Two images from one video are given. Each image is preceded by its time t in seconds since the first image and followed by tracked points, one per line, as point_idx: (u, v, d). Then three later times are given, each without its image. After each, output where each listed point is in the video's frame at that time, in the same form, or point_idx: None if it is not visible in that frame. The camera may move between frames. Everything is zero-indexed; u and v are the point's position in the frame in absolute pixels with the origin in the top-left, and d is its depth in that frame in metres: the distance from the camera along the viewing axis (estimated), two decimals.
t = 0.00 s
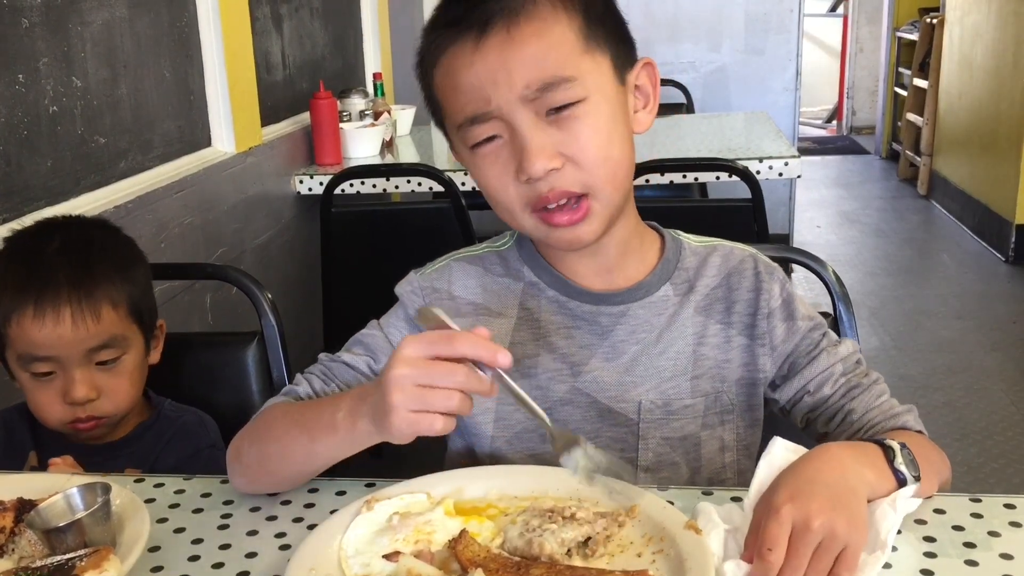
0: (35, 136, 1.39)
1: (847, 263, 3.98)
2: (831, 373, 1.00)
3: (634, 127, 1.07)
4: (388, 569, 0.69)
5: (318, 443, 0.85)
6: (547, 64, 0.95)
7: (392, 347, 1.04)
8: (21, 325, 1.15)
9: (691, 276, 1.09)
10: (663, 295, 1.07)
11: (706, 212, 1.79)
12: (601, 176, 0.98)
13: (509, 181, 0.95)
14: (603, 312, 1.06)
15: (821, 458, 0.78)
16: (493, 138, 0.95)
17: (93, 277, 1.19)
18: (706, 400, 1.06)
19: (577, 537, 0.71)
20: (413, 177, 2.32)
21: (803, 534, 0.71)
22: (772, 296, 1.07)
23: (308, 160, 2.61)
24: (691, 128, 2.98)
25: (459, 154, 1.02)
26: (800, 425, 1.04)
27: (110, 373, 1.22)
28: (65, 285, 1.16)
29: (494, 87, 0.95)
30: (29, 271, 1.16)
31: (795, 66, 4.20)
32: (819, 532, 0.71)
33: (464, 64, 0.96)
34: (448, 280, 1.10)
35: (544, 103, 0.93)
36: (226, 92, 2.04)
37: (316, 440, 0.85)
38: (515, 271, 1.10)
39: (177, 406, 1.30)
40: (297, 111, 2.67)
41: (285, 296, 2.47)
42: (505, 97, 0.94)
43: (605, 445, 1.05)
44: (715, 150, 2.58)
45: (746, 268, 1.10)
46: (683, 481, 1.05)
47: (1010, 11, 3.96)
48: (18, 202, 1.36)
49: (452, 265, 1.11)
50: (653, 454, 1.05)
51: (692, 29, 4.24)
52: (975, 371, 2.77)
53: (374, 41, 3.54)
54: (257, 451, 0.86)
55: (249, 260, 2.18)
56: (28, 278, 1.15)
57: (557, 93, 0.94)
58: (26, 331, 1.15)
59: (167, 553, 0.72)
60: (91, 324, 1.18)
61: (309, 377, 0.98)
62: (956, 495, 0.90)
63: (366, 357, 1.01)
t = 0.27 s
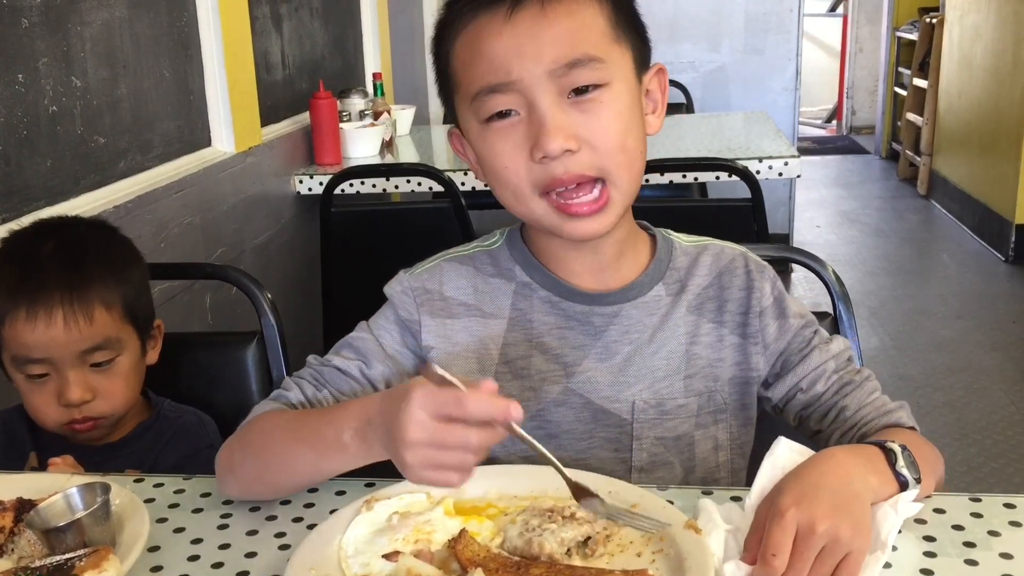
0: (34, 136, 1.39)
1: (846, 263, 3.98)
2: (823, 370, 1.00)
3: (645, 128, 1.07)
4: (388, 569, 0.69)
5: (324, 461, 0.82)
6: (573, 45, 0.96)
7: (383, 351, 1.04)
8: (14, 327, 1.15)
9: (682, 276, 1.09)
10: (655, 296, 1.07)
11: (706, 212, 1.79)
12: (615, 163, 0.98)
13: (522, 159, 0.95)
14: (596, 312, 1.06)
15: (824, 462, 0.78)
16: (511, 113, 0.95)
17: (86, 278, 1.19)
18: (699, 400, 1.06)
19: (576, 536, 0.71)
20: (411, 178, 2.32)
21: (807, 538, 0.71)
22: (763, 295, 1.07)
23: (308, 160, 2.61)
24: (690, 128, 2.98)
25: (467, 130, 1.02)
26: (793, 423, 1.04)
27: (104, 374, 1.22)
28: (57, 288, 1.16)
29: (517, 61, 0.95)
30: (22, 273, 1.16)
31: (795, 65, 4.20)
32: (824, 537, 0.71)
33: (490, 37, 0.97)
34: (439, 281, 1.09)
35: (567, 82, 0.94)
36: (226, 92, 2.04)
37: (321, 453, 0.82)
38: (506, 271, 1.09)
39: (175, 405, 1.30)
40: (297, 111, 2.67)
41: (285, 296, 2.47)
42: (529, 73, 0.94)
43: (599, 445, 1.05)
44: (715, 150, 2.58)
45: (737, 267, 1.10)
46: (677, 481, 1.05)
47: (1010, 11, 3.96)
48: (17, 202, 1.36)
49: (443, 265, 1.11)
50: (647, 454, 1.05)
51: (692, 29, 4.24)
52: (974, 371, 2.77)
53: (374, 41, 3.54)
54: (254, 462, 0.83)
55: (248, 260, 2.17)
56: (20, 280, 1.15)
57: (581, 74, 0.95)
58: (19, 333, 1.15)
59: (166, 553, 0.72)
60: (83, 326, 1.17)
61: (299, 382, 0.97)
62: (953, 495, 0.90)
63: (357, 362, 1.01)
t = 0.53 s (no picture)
0: (34, 136, 1.39)
1: (846, 263, 3.98)
2: (826, 371, 1.01)
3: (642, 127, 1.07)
4: (387, 569, 0.69)
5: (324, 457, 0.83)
6: (565, 53, 0.96)
7: (383, 350, 1.04)
8: (12, 329, 1.15)
9: (684, 277, 1.09)
10: (657, 297, 1.07)
11: (706, 212, 1.79)
12: (612, 168, 0.98)
13: (519, 169, 0.95)
14: (599, 313, 1.06)
15: (825, 456, 0.78)
16: (506, 123, 0.95)
17: (84, 280, 1.19)
18: (700, 401, 1.06)
19: (577, 536, 0.72)
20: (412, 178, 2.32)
21: (813, 526, 0.71)
22: (765, 296, 1.07)
23: (308, 160, 2.62)
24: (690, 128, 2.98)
25: (466, 140, 1.01)
26: (794, 424, 1.04)
27: (103, 375, 1.22)
28: (56, 290, 1.16)
29: (511, 72, 0.95)
30: (21, 275, 1.16)
31: (795, 65, 4.20)
32: (829, 525, 0.71)
33: (482, 48, 0.96)
34: (441, 280, 1.09)
35: (561, 91, 0.94)
36: (226, 93, 2.04)
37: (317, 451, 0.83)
38: (508, 271, 1.09)
39: (175, 405, 1.30)
40: (297, 111, 2.67)
41: (285, 296, 2.48)
42: (522, 83, 0.94)
43: (600, 445, 1.05)
44: (715, 150, 2.58)
45: (738, 268, 1.10)
46: (677, 482, 1.05)
47: (1010, 11, 3.95)
48: (17, 202, 1.36)
49: (444, 264, 1.11)
50: (648, 455, 1.05)
51: (692, 28, 4.24)
52: (974, 371, 2.77)
53: (374, 41, 3.54)
54: (251, 463, 0.83)
55: (248, 260, 2.18)
56: (18, 282, 1.15)
57: (574, 82, 0.95)
58: (17, 335, 1.15)
59: (167, 553, 0.72)
60: (82, 328, 1.17)
61: (298, 381, 0.97)
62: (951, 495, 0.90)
63: (356, 361, 1.01)
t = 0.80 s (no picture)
0: (34, 135, 1.39)
1: (846, 263, 3.98)
2: (820, 370, 1.00)
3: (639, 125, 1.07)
4: (387, 569, 0.69)
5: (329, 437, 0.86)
6: (558, 58, 0.96)
7: (386, 348, 1.05)
8: (13, 326, 1.15)
9: (685, 276, 1.09)
10: (658, 294, 1.07)
11: (706, 211, 1.79)
12: (609, 170, 0.98)
13: (518, 177, 0.95)
14: (600, 309, 1.06)
15: (823, 451, 0.79)
16: (502, 131, 0.95)
17: (86, 279, 1.19)
18: (701, 398, 1.06)
19: (576, 536, 0.72)
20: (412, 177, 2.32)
21: (825, 535, 0.71)
22: (764, 294, 1.07)
23: (308, 160, 2.62)
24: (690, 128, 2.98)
25: (464, 147, 1.02)
26: (787, 423, 1.04)
27: (103, 374, 1.22)
28: (58, 288, 1.16)
29: (504, 80, 0.94)
30: (23, 272, 1.16)
31: (794, 65, 4.20)
32: (841, 532, 0.71)
33: (474, 58, 0.96)
34: (444, 279, 1.10)
35: (554, 97, 0.94)
36: (226, 93, 2.04)
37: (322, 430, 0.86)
38: (510, 270, 1.10)
39: (172, 405, 1.31)
40: (296, 111, 2.67)
41: (285, 295, 2.47)
42: (516, 91, 0.94)
43: (601, 441, 1.05)
44: (715, 150, 2.58)
45: (738, 267, 1.10)
46: (678, 479, 1.05)
47: (1010, 11, 3.95)
48: (17, 202, 1.36)
49: (447, 264, 1.11)
50: (650, 450, 1.05)
51: (692, 29, 4.24)
52: (974, 371, 2.77)
53: (374, 41, 3.54)
54: (260, 445, 0.87)
55: (248, 260, 2.18)
56: (20, 279, 1.15)
57: (568, 88, 0.94)
58: (18, 332, 1.15)
59: (167, 552, 0.72)
60: (82, 326, 1.17)
61: (302, 378, 0.97)
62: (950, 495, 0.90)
63: (360, 358, 1.01)
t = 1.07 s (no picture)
0: (33, 136, 1.39)
1: (846, 263, 3.98)
2: (822, 373, 1.00)
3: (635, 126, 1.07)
4: (387, 569, 0.69)
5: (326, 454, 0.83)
6: (547, 53, 0.96)
7: (390, 345, 1.04)
8: (14, 326, 1.15)
9: (686, 276, 1.09)
10: (658, 294, 1.07)
11: (706, 212, 1.79)
12: (594, 167, 0.98)
13: (502, 169, 0.96)
14: (599, 308, 1.06)
15: (816, 447, 0.79)
16: (489, 123, 0.96)
17: (87, 279, 1.19)
18: (699, 397, 1.06)
19: (576, 537, 0.71)
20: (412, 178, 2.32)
21: (817, 525, 0.71)
22: (766, 297, 1.07)
23: (308, 161, 2.62)
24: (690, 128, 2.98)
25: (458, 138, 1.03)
26: (789, 427, 1.04)
27: (103, 374, 1.22)
28: (59, 287, 1.16)
29: (493, 73, 0.95)
30: (25, 271, 1.16)
31: (795, 65, 4.20)
32: (833, 523, 0.71)
33: (465, 51, 0.98)
34: (447, 277, 1.10)
35: (540, 91, 0.94)
36: (226, 93, 2.04)
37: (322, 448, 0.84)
38: (510, 269, 1.10)
39: (174, 407, 1.30)
40: (296, 111, 2.67)
41: (285, 296, 2.47)
42: (503, 83, 0.94)
43: (600, 440, 1.05)
44: (714, 150, 2.58)
45: (740, 269, 1.10)
46: (677, 478, 1.05)
47: (1010, 11, 3.95)
48: (16, 201, 1.36)
49: (450, 262, 1.11)
50: (647, 449, 1.05)
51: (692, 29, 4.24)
52: (974, 371, 2.77)
53: (373, 41, 3.54)
54: (259, 456, 0.84)
55: (248, 260, 2.18)
56: (21, 278, 1.15)
57: (555, 82, 0.95)
58: (18, 331, 1.15)
59: (166, 552, 0.72)
60: (83, 326, 1.17)
61: (308, 378, 0.97)
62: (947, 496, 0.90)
63: (365, 356, 1.01)
